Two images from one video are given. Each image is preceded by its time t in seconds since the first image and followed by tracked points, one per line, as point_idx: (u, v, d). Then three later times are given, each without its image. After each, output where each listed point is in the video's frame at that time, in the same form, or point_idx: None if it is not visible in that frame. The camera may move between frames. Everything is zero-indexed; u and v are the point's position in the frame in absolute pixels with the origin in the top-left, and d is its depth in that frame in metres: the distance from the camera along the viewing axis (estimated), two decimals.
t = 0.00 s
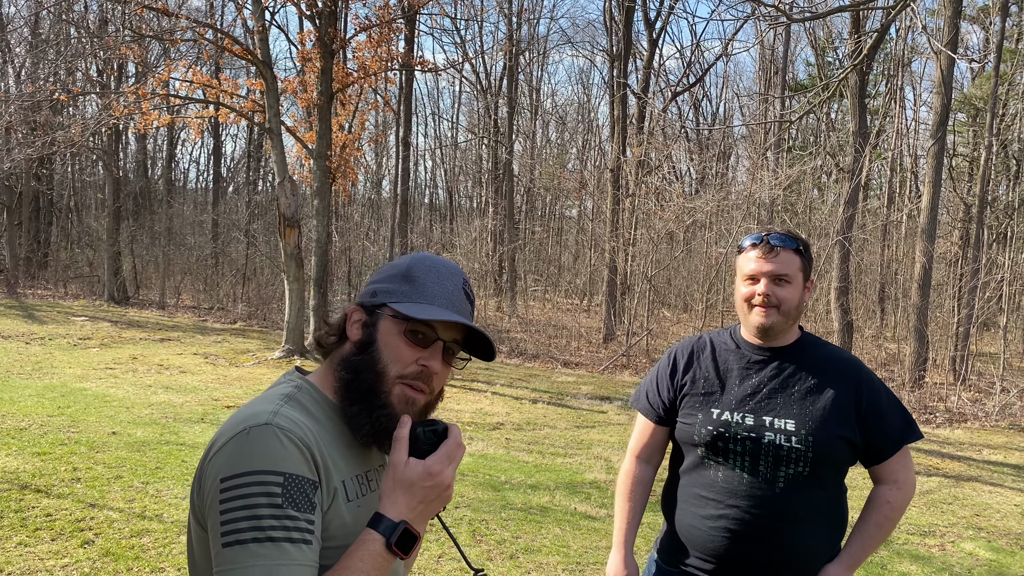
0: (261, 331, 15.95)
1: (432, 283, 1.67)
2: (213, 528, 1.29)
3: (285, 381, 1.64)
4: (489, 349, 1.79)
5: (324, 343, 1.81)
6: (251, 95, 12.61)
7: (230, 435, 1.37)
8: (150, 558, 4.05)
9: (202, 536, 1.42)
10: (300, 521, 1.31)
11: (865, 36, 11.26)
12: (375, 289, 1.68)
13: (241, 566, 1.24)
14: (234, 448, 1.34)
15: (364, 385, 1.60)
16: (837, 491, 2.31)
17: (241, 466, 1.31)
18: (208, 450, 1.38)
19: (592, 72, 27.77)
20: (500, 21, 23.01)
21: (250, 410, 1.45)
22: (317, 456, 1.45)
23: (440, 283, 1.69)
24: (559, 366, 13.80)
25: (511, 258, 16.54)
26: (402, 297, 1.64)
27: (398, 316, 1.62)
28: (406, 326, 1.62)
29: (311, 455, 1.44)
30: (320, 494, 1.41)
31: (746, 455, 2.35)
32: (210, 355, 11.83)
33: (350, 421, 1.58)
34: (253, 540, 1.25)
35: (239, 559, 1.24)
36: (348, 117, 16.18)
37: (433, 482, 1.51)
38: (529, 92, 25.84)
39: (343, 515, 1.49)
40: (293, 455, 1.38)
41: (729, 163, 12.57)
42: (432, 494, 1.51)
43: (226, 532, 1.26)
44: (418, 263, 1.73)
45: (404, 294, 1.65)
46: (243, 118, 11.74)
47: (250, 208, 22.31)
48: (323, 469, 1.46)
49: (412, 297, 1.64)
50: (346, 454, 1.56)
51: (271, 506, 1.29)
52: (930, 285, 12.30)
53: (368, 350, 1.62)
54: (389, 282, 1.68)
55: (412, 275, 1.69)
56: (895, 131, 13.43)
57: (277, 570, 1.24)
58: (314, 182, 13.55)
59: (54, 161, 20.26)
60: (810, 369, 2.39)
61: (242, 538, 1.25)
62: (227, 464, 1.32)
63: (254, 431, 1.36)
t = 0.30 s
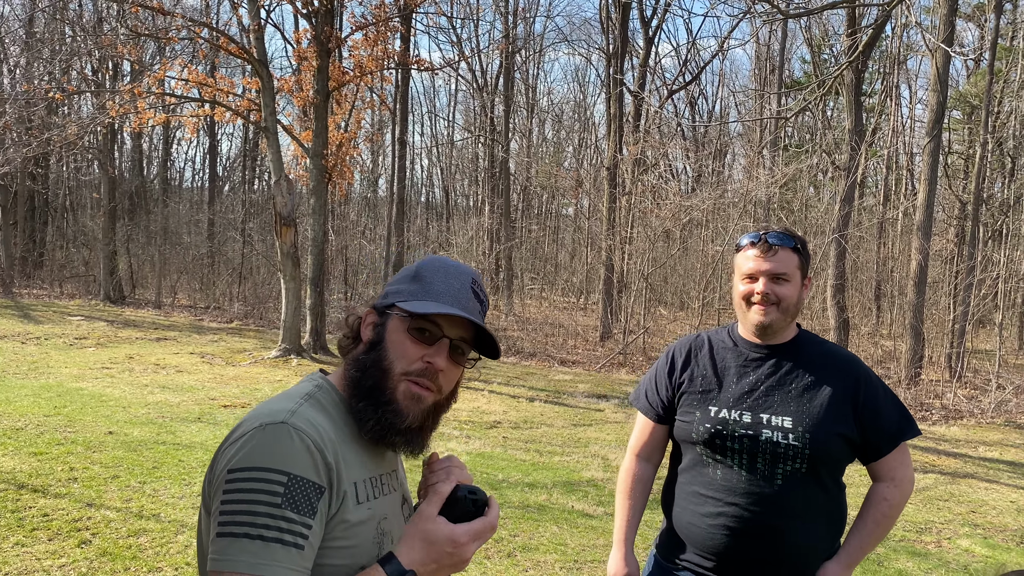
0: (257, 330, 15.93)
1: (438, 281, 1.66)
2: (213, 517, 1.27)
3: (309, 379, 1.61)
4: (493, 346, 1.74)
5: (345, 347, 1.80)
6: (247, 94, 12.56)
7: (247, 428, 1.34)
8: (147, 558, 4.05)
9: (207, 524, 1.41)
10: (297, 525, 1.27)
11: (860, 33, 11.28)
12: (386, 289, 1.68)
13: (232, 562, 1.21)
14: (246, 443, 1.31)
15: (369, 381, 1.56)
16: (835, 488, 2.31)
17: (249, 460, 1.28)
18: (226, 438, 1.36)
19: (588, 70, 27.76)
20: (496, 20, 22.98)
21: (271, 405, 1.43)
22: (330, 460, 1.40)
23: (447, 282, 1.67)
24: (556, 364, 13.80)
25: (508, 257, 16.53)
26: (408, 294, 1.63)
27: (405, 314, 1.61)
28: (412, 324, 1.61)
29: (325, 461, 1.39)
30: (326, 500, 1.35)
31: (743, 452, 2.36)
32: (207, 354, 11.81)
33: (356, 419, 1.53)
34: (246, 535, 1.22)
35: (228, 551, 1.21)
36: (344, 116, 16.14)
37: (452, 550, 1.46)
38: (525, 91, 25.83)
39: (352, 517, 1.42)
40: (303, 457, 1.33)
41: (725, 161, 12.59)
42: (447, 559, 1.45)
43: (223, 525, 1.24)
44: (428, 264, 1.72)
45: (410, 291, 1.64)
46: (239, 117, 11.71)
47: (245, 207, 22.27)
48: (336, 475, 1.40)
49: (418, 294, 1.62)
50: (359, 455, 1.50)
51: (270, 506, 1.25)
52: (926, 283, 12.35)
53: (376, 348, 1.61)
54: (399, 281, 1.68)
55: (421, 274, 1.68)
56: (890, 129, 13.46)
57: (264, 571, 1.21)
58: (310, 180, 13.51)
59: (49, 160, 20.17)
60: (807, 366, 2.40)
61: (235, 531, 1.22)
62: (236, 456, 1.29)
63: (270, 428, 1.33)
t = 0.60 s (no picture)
0: (254, 328, 15.92)
1: (466, 297, 1.57)
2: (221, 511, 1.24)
3: (326, 380, 1.55)
4: (516, 367, 1.68)
5: (360, 346, 1.72)
6: (243, 93, 12.54)
7: (267, 425, 1.31)
8: (144, 557, 4.05)
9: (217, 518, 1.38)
10: (307, 531, 1.23)
11: (856, 31, 11.31)
12: (411, 299, 1.59)
13: (235, 559, 1.18)
14: (266, 440, 1.27)
15: (392, 394, 1.50)
16: (831, 485, 2.33)
17: (265, 459, 1.25)
18: (246, 432, 1.33)
19: (585, 68, 27.78)
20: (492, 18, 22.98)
21: (291, 405, 1.39)
22: (347, 466, 1.35)
23: (473, 300, 1.59)
24: (553, 362, 13.81)
25: (505, 255, 16.52)
26: (434, 310, 1.54)
27: (431, 331, 1.52)
28: (438, 342, 1.52)
29: (343, 468, 1.35)
30: (338, 507, 1.31)
31: (739, 448, 2.37)
32: (203, 353, 11.79)
33: (377, 431, 1.47)
34: (252, 534, 1.18)
35: (232, 548, 1.18)
36: (340, 114, 16.12)
37: None
38: (522, 89, 25.83)
39: (365, 520, 1.39)
40: (319, 462, 1.29)
41: (721, 159, 12.62)
42: None
43: (230, 522, 1.21)
44: (456, 277, 1.62)
45: (436, 307, 1.55)
46: (235, 116, 11.70)
47: (241, 205, 22.23)
48: (352, 482, 1.37)
49: (445, 311, 1.54)
50: (376, 462, 1.46)
51: (281, 509, 1.22)
52: (922, 280, 12.40)
53: (399, 360, 1.53)
54: (425, 293, 1.58)
55: (447, 287, 1.59)
56: (886, 127, 13.52)
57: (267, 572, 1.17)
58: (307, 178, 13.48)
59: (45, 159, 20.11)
60: (804, 364, 2.41)
61: (241, 528, 1.18)
62: (252, 453, 1.26)
63: (290, 429, 1.30)
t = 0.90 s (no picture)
0: (251, 326, 15.90)
1: (479, 304, 1.55)
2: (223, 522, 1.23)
3: (324, 381, 1.52)
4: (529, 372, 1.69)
5: (352, 336, 1.64)
6: (240, 91, 12.50)
7: (268, 433, 1.29)
8: (142, 555, 4.05)
9: (220, 525, 1.38)
10: (310, 542, 1.22)
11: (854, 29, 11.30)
12: (419, 301, 1.51)
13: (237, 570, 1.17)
14: (265, 450, 1.26)
15: (407, 403, 1.47)
16: (826, 482, 2.35)
17: (266, 469, 1.23)
18: (246, 440, 1.32)
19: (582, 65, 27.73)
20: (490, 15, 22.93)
21: (291, 411, 1.37)
22: (349, 473, 1.34)
23: (486, 305, 1.57)
24: (551, 360, 13.80)
25: (502, 253, 16.48)
26: (448, 318, 1.50)
27: (447, 339, 1.48)
28: (454, 350, 1.49)
29: (346, 474, 1.33)
30: (340, 515, 1.30)
31: (735, 445, 2.39)
32: (200, 351, 11.78)
33: (390, 436, 1.47)
34: (254, 546, 1.18)
35: (235, 560, 1.17)
36: (337, 112, 16.05)
37: None
38: (519, 86, 25.79)
39: (368, 523, 1.39)
40: (321, 470, 1.28)
41: (718, 156, 12.62)
42: None
43: (232, 532, 1.19)
44: (464, 278, 1.58)
45: (449, 314, 1.50)
46: (232, 113, 11.67)
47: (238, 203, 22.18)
48: (355, 487, 1.35)
49: (459, 319, 1.50)
50: (380, 463, 1.45)
51: (283, 520, 1.20)
52: (918, 278, 12.43)
53: (410, 366, 1.47)
54: (435, 297, 1.52)
55: (459, 292, 1.54)
56: (884, 126, 13.52)
57: None
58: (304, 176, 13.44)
59: (41, 157, 20.03)
60: (800, 361, 2.42)
61: (244, 540, 1.18)
62: (252, 463, 1.24)
63: (291, 437, 1.28)
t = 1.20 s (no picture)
0: (248, 324, 15.90)
1: (478, 304, 1.56)
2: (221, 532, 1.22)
3: (319, 382, 1.52)
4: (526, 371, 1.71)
5: (341, 332, 1.62)
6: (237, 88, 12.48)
7: (263, 440, 1.29)
8: (139, 553, 4.06)
9: (218, 530, 1.38)
10: (308, 550, 1.22)
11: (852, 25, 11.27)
12: (417, 301, 1.51)
13: None
14: (261, 459, 1.25)
15: (407, 405, 1.47)
16: (821, 480, 2.36)
17: (261, 477, 1.23)
18: (241, 447, 1.31)
19: (580, 63, 27.68)
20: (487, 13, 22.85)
21: (287, 415, 1.36)
22: (347, 477, 1.34)
23: (484, 305, 1.58)
24: (549, 358, 13.80)
25: (500, 251, 16.47)
26: (449, 318, 1.50)
27: (446, 340, 1.49)
28: (454, 351, 1.50)
29: (344, 480, 1.33)
30: (338, 521, 1.29)
31: (733, 444, 2.39)
32: (198, 349, 11.76)
33: (388, 436, 1.47)
34: (252, 554, 1.18)
35: (233, 570, 1.17)
36: (335, 109, 16.01)
37: None
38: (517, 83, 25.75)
39: (365, 526, 1.39)
40: (317, 478, 1.27)
41: (716, 154, 12.63)
42: None
43: (231, 540, 1.20)
44: (461, 276, 1.58)
45: (449, 315, 1.51)
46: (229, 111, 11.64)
47: (235, 200, 22.14)
48: (354, 490, 1.35)
49: (460, 320, 1.51)
50: (376, 464, 1.45)
51: (281, 530, 1.20)
52: (916, 276, 12.46)
53: (409, 367, 1.47)
54: (434, 297, 1.52)
55: (459, 292, 1.55)
56: (881, 124, 13.54)
57: None
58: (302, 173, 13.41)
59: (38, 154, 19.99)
60: (796, 360, 2.43)
61: (241, 550, 1.18)
62: (248, 472, 1.24)
63: (286, 445, 1.27)
